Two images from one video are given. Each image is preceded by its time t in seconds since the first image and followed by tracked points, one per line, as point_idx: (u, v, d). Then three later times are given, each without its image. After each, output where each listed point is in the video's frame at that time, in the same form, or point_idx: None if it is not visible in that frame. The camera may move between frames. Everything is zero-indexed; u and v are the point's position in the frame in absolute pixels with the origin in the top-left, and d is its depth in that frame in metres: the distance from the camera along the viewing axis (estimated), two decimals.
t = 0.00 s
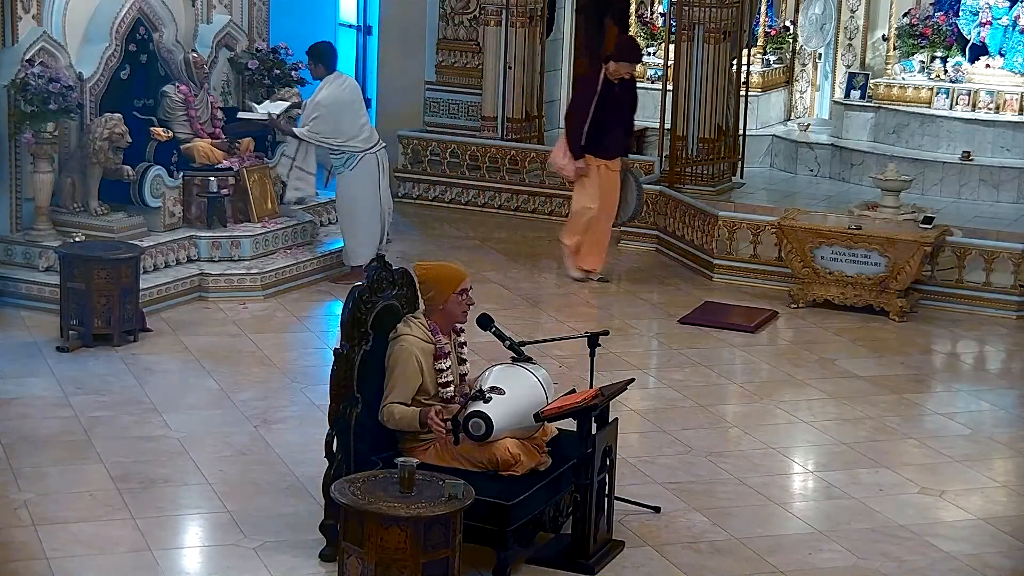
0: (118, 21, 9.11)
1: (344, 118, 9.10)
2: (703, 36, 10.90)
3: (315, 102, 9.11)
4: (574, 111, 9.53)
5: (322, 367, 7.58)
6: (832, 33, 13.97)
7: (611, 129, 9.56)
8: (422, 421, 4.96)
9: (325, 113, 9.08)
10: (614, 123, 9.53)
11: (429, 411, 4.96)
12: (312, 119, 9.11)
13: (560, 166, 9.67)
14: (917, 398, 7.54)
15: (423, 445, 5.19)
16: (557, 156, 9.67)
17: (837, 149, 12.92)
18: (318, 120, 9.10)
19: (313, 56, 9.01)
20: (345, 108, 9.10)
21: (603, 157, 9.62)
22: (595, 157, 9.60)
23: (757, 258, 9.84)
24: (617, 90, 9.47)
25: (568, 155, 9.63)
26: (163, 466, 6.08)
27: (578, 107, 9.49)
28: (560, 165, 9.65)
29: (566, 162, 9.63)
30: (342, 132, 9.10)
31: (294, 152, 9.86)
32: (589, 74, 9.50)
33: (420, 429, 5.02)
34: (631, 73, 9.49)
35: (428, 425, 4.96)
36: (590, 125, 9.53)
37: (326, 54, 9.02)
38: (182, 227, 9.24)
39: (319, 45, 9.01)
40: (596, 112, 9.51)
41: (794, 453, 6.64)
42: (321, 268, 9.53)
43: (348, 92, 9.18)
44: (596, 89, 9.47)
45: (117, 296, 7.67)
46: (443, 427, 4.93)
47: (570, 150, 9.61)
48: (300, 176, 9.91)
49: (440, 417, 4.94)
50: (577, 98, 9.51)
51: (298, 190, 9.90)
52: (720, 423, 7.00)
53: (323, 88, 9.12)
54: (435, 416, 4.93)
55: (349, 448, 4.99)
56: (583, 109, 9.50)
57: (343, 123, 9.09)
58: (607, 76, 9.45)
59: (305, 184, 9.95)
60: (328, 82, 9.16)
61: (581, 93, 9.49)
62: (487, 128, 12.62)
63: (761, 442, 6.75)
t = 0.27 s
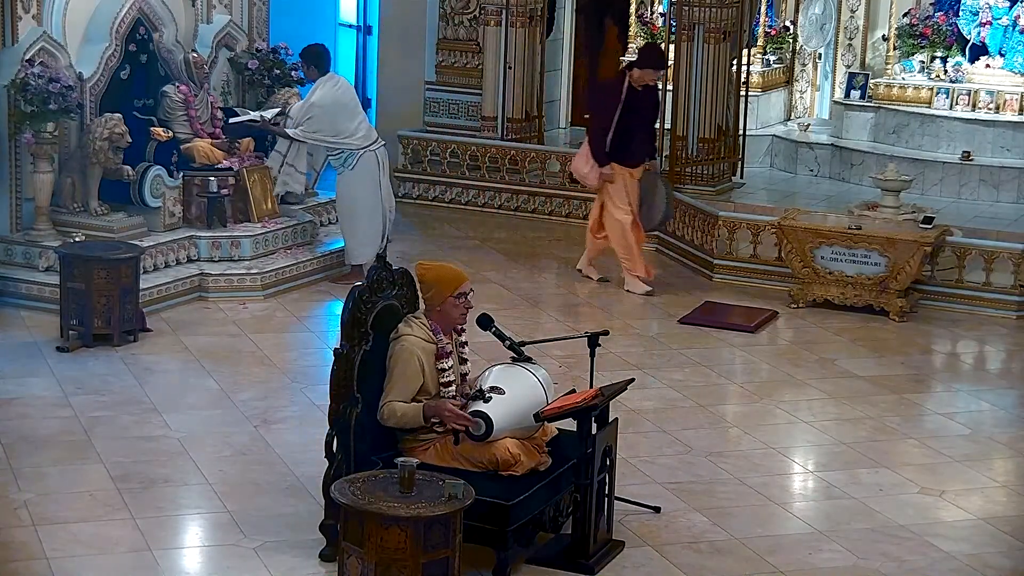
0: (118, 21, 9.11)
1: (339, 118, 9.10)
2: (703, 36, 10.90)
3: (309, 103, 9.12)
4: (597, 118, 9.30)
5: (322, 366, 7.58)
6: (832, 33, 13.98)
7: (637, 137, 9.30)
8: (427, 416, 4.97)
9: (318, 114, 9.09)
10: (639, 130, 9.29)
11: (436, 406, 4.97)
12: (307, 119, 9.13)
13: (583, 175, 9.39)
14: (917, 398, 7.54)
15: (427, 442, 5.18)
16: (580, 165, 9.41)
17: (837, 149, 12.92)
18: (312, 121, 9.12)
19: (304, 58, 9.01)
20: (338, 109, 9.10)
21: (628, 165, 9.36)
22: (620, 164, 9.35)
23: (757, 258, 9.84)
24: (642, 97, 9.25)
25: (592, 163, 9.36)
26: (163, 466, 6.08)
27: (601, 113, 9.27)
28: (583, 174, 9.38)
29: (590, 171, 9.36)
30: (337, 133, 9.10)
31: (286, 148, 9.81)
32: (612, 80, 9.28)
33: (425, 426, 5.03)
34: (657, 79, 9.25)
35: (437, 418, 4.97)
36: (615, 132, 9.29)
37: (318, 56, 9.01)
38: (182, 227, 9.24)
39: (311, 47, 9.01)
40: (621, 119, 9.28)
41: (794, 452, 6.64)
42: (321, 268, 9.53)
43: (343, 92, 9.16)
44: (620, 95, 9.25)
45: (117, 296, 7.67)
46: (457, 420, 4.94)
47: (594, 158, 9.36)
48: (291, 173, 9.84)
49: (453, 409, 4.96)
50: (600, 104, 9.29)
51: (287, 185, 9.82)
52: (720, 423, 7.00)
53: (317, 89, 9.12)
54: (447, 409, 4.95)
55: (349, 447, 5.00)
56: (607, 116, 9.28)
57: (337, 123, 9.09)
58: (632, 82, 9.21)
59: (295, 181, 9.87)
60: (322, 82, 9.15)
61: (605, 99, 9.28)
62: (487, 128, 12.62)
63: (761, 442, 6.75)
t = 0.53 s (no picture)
0: (118, 21, 9.11)
1: (338, 117, 9.08)
2: (704, 36, 10.90)
3: (309, 102, 9.06)
4: (625, 117, 9.25)
5: (322, 366, 7.58)
6: (832, 33, 13.97)
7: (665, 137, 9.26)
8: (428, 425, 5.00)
9: (318, 113, 9.05)
10: (667, 130, 9.25)
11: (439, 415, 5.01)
12: (306, 118, 9.08)
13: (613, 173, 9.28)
14: (917, 398, 7.54)
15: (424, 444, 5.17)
16: (607, 164, 9.32)
17: (837, 149, 12.93)
18: (311, 120, 9.08)
19: (304, 57, 8.99)
20: (338, 108, 9.08)
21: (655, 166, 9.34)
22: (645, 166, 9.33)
23: (757, 258, 9.84)
24: (668, 97, 9.22)
25: (621, 162, 9.27)
26: (163, 466, 6.08)
27: (629, 112, 9.21)
28: (612, 173, 9.28)
29: (619, 170, 9.26)
30: (337, 132, 9.09)
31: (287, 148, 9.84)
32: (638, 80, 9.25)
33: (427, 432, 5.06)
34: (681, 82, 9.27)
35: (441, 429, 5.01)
36: (644, 131, 9.24)
37: (318, 55, 9.01)
38: (182, 227, 9.24)
39: (311, 47, 9.03)
40: (649, 118, 9.23)
41: (794, 452, 6.64)
42: (321, 268, 9.53)
43: (342, 92, 9.15)
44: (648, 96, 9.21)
45: (117, 296, 7.67)
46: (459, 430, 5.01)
47: (623, 158, 9.28)
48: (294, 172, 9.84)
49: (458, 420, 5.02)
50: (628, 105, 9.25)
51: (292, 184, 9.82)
52: (720, 423, 7.00)
53: (317, 89, 9.09)
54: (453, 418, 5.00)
55: (349, 447, 5.00)
56: (634, 116, 9.21)
57: (337, 122, 9.08)
58: (659, 82, 9.19)
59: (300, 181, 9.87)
60: (322, 82, 9.14)
61: (632, 99, 9.25)
62: (487, 128, 12.62)
63: (761, 442, 6.75)
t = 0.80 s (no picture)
0: (118, 21, 9.11)
1: (338, 116, 9.08)
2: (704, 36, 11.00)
3: (310, 101, 9.05)
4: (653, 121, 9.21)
5: (322, 366, 7.58)
6: (832, 33, 13.97)
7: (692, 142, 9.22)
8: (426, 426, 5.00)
9: (319, 112, 9.04)
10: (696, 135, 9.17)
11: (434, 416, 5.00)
12: (307, 117, 9.07)
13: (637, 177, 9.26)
14: (916, 398, 7.54)
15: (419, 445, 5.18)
16: (632, 168, 9.29)
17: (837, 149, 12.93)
18: (311, 119, 9.07)
19: (305, 55, 9.00)
20: (339, 107, 9.08)
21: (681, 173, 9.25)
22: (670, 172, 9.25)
23: (757, 258, 9.84)
24: (696, 102, 9.13)
25: (646, 167, 9.24)
26: (163, 466, 6.08)
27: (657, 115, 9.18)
28: (636, 177, 9.25)
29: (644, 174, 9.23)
30: (337, 131, 9.09)
31: (285, 148, 9.63)
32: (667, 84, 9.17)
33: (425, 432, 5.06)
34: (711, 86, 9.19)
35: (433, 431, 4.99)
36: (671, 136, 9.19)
37: (319, 55, 9.02)
38: (182, 227, 9.24)
39: (312, 46, 9.03)
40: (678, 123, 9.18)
41: (795, 452, 6.64)
42: (321, 268, 9.53)
43: (343, 92, 9.15)
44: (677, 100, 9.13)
45: (117, 296, 7.67)
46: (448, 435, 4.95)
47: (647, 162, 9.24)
48: (291, 173, 9.65)
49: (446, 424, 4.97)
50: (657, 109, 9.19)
51: (287, 187, 9.63)
52: (720, 423, 7.00)
53: (318, 88, 9.09)
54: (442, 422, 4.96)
55: (349, 447, 5.00)
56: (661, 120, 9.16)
57: (337, 121, 9.08)
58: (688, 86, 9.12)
59: (296, 183, 9.68)
60: (322, 82, 9.14)
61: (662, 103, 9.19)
62: (487, 128, 12.62)
63: (761, 442, 6.75)
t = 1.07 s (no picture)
0: (118, 21, 9.11)
1: (338, 115, 9.08)
2: (703, 36, 10.92)
3: (311, 100, 9.05)
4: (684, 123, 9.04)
5: (322, 366, 7.58)
6: (832, 33, 13.97)
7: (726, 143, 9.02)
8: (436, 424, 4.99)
9: (320, 111, 9.04)
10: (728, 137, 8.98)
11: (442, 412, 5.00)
12: (307, 115, 9.07)
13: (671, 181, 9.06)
14: (917, 398, 7.54)
15: (423, 445, 5.18)
16: (665, 172, 9.11)
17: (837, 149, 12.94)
18: (312, 118, 9.07)
19: (306, 55, 8.98)
20: (339, 106, 9.07)
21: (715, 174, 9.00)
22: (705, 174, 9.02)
23: (757, 258, 9.84)
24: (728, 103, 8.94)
25: (680, 170, 9.06)
26: (163, 466, 6.08)
27: (688, 117, 9.01)
28: (670, 180, 9.06)
29: (678, 177, 9.04)
30: (337, 130, 9.09)
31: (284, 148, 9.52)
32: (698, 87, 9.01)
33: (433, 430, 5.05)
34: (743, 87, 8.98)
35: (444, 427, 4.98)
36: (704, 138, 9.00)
37: (321, 54, 8.99)
38: (182, 227, 9.24)
39: (314, 44, 8.96)
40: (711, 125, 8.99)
41: (795, 452, 6.64)
42: (321, 268, 9.53)
43: (344, 91, 9.13)
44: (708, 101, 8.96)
45: (117, 296, 7.67)
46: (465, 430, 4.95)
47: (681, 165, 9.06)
48: (290, 173, 9.56)
49: (461, 418, 4.97)
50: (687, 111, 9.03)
51: (287, 186, 9.54)
52: (721, 423, 7.00)
53: (319, 87, 9.08)
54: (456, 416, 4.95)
55: (349, 447, 4.99)
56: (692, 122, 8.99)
57: (337, 120, 9.07)
58: (719, 87, 8.93)
59: (293, 182, 9.60)
60: (323, 80, 9.12)
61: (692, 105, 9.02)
62: (487, 128, 12.62)
63: (761, 442, 6.75)
